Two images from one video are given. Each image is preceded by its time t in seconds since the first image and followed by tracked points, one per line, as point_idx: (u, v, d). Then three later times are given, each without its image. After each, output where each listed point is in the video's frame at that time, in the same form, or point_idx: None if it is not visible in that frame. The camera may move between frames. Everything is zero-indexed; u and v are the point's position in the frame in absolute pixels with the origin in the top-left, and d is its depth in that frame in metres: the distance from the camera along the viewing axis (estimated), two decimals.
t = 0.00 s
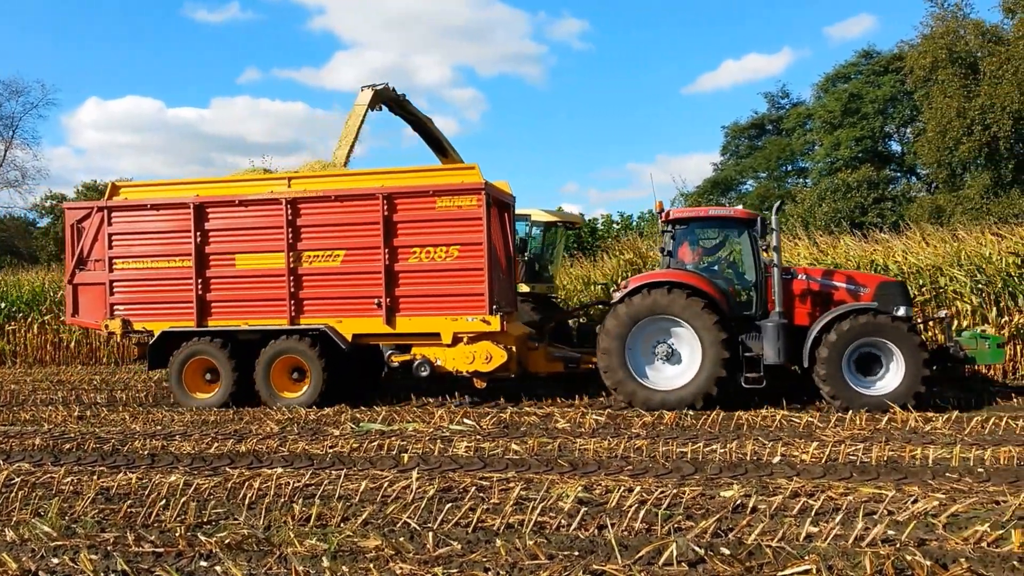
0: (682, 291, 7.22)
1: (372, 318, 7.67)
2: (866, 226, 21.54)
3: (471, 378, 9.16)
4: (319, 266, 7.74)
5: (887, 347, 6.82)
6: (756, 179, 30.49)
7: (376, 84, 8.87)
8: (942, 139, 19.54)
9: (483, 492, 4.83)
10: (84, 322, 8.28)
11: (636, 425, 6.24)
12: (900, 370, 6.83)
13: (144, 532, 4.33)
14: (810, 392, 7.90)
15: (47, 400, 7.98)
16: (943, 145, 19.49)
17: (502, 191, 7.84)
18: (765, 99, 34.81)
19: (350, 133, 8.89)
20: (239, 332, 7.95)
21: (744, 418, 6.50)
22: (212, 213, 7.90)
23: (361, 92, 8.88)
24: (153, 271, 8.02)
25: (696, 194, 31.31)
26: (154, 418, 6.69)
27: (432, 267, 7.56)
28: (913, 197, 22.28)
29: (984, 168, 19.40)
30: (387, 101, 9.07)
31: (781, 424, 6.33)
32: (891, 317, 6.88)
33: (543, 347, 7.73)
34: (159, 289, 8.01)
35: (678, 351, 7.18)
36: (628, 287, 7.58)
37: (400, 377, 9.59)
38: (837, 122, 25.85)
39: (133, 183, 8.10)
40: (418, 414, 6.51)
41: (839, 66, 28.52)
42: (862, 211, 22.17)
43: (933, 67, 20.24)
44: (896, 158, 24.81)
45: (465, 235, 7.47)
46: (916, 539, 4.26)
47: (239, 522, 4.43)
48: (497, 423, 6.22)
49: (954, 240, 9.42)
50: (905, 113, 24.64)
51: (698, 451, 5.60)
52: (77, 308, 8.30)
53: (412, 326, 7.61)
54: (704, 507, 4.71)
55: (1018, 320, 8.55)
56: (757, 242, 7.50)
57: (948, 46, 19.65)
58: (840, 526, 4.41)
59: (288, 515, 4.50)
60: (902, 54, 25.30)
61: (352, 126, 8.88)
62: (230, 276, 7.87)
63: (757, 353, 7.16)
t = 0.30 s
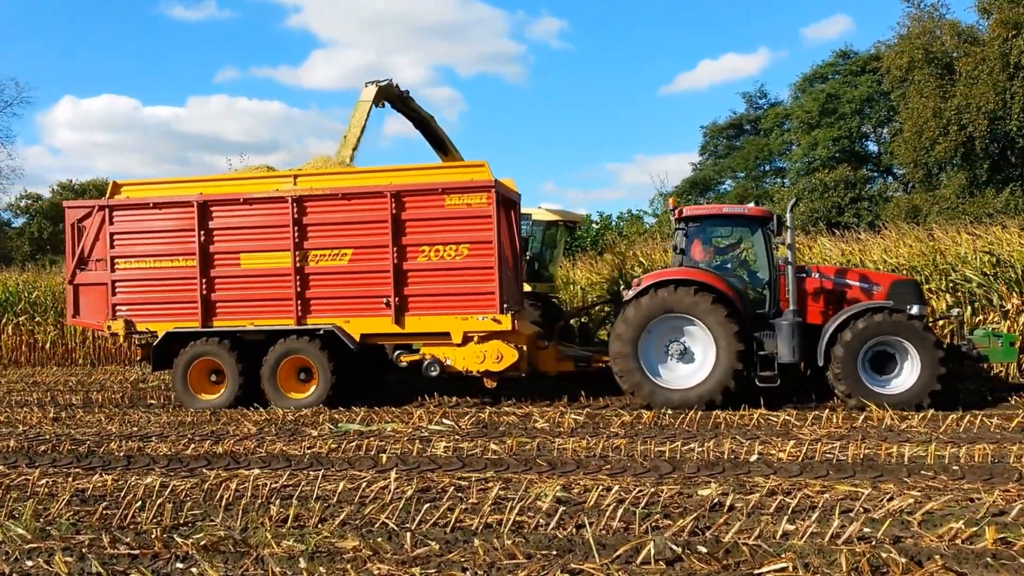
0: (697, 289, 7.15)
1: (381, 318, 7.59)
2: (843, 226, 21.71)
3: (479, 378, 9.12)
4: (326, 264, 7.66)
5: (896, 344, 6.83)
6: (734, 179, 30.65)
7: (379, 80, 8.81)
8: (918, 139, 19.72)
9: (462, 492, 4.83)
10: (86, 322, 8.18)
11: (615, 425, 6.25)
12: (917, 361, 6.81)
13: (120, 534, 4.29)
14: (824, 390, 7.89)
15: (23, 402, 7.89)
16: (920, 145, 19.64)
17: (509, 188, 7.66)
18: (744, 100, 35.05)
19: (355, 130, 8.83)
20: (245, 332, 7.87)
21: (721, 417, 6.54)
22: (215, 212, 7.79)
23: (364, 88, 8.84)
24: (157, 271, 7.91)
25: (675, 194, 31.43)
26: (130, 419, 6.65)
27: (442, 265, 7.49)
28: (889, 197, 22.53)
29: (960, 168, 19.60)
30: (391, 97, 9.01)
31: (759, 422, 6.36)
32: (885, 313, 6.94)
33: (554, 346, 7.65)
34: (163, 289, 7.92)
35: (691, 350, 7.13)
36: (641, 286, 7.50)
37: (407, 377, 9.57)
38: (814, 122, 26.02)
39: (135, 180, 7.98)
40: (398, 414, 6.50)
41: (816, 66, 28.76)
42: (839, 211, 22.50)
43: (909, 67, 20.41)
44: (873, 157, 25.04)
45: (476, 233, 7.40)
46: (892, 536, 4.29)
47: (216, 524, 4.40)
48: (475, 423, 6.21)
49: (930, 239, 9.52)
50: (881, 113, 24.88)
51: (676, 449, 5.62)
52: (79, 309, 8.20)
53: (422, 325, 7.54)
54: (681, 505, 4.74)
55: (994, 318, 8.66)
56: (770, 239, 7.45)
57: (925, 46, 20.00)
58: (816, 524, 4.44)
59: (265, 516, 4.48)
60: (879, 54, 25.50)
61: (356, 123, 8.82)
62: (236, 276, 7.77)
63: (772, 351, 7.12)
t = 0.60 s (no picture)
0: (711, 288, 7.13)
1: (391, 317, 7.55)
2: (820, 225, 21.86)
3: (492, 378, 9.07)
4: (335, 263, 7.59)
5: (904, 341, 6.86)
6: (713, 179, 30.76)
7: (384, 77, 8.75)
8: (894, 140, 19.82)
9: (440, 492, 4.82)
10: (88, 322, 8.02)
11: (594, 424, 6.27)
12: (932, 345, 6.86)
13: (94, 536, 4.25)
14: (836, 387, 7.93)
15: None
16: (896, 146, 19.83)
17: (518, 186, 7.60)
18: (722, 100, 35.21)
19: (361, 127, 8.77)
20: (252, 332, 7.76)
21: (699, 416, 6.57)
22: (221, 210, 7.68)
23: (369, 86, 8.78)
24: (162, 270, 7.78)
25: (654, 193, 31.51)
26: (105, 420, 6.58)
27: (453, 264, 7.45)
28: (865, 197, 22.73)
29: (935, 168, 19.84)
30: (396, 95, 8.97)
31: (737, 421, 6.40)
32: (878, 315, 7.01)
33: (565, 345, 7.61)
34: (167, 289, 7.79)
35: (704, 348, 7.13)
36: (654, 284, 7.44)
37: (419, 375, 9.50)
38: (792, 123, 26.19)
39: (138, 177, 7.81)
40: (377, 414, 6.48)
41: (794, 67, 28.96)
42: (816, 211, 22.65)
43: (885, 68, 20.63)
44: (849, 157, 25.30)
45: (487, 231, 7.38)
46: (867, 533, 4.34)
47: (192, 526, 4.36)
48: (455, 423, 6.20)
49: (905, 238, 9.63)
50: (858, 114, 25.10)
51: (655, 448, 5.65)
52: (81, 308, 8.05)
53: (433, 325, 7.52)
54: (659, 504, 4.76)
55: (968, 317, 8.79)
56: (783, 237, 7.38)
57: (899, 46, 20.20)
58: (793, 522, 4.48)
59: (242, 518, 4.45)
60: (855, 54, 25.71)
61: (362, 120, 8.76)
62: (242, 276, 7.68)
63: (785, 350, 7.13)
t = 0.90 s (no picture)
0: (724, 286, 7.14)
1: (401, 315, 7.49)
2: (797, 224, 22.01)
3: (503, 377, 9.03)
4: (344, 261, 7.53)
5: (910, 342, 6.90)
6: (691, 179, 30.87)
7: (388, 74, 8.70)
8: (870, 141, 19.85)
9: (419, 492, 4.81)
10: (91, 322, 7.92)
11: (573, 423, 6.28)
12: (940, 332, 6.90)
13: (67, 539, 4.20)
14: (847, 386, 7.95)
15: None
16: (871, 146, 20.01)
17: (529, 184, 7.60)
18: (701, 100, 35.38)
19: (365, 125, 8.72)
20: (261, 331, 7.68)
21: (677, 414, 6.60)
22: (228, 207, 7.60)
23: (373, 82, 8.73)
24: (167, 268, 7.69)
25: (633, 193, 31.59)
26: (80, 421, 6.51)
27: (465, 262, 7.41)
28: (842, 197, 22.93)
29: (910, 168, 20.06)
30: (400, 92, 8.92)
31: (715, 419, 6.44)
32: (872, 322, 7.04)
33: (576, 344, 7.59)
34: (173, 288, 7.69)
35: (717, 346, 7.13)
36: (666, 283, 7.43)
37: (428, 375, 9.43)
38: (769, 123, 26.37)
39: (143, 175, 7.71)
40: (355, 415, 6.45)
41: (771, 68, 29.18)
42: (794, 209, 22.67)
43: (861, 69, 20.84)
44: (825, 158, 25.56)
45: (498, 229, 7.36)
46: (842, 530, 4.38)
47: (167, 528, 4.33)
48: (434, 423, 6.19)
49: (881, 238, 9.75)
50: (834, 114, 25.32)
51: (634, 447, 5.67)
52: (84, 308, 7.96)
53: (444, 324, 7.46)
54: (637, 502, 4.78)
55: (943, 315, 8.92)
56: (794, 235, 7.41)
57: (875, 49, 20.12)
58: (769, 519, 4.51)
59: (218, 520, 4.42)
60: (831, 56, 25.94)
61: (366, 118, 8.71)
62: (251, 274, 7.60)
63: (799, 348, 7.12)
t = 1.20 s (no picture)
0: (737, 284, 7.14)
1: (411, 313, 7.46)
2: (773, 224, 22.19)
3: (495, 377, 8.99)
4: (353, 259, 7.48)
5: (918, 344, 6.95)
6: (669, 179, 31.02)
7: (396, 71, 8.63)
8: (846, 140, 20.22)
9: (397, 492, 4.80)
10: (95, 321, 7.83)
11: (552, 422, 6.29)
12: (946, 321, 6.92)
13: (40, 542, 4.15)
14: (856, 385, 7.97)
15: None
16: (848, 146, 20.21)
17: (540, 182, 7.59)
18: (679, 100, 35.59)
19: (373, 122, 8.66)
20: (268, 330, 7.60)
21: (656, 413, 6.62)
22: (235, 205, 7.51)
23: (380, 80, 8.66)
24: (173, 267, 7.58)
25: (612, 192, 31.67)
26: (54, 423, 6.43)
27: (475, 260, 7.39)
28: (818, 197, 23.15)
29: (885, 168, 20.29)
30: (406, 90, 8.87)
31: (692, 418, 6.47)
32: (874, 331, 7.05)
33: (586, 342, 7.55)
34: (179, 286, 7.60)
35: (729, 345, 7.16)
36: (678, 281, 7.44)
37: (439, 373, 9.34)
38: (746, 124, 26.57)
39: (149, 171, 7.60)
40: (334, 415, 6.42)
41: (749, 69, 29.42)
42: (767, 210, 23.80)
43: (837, 70, 21.03)
44: (802, 158, 25.80)
45: (509, 227, 7.34)
46: (817, 527, 4.42)
47: (141, 530, 4.29)
48: (412, 423, 6.18)
49: (858, 238, 9.87)
50: (810, 115, 25.58)
51: (612, 445, 5.69)
52: (87, 306, 7.86)
53: (453, 322, 7.44)
54: (615, 501, 4.80)
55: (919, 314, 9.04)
56: (805, 234, 7.45)
57: (852, 49, 20.62)
58: (746, 517, 4.54)
59: (194, 521, 4.38)
60: (808, 57, 26.16)
61: (375, 114, 8.65)
62: (259, 272, 7.52)
63: (811, 346, 7.14)
